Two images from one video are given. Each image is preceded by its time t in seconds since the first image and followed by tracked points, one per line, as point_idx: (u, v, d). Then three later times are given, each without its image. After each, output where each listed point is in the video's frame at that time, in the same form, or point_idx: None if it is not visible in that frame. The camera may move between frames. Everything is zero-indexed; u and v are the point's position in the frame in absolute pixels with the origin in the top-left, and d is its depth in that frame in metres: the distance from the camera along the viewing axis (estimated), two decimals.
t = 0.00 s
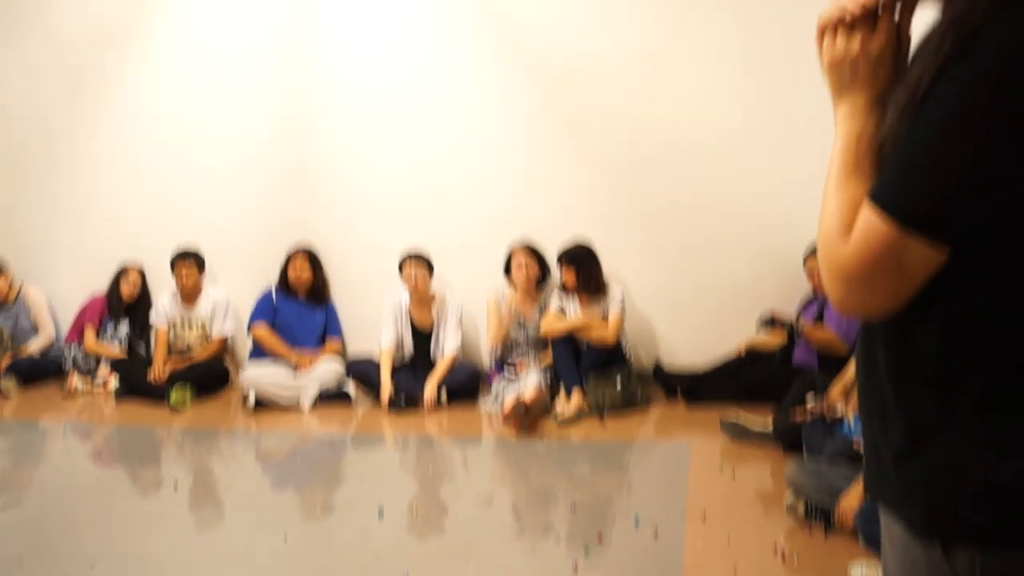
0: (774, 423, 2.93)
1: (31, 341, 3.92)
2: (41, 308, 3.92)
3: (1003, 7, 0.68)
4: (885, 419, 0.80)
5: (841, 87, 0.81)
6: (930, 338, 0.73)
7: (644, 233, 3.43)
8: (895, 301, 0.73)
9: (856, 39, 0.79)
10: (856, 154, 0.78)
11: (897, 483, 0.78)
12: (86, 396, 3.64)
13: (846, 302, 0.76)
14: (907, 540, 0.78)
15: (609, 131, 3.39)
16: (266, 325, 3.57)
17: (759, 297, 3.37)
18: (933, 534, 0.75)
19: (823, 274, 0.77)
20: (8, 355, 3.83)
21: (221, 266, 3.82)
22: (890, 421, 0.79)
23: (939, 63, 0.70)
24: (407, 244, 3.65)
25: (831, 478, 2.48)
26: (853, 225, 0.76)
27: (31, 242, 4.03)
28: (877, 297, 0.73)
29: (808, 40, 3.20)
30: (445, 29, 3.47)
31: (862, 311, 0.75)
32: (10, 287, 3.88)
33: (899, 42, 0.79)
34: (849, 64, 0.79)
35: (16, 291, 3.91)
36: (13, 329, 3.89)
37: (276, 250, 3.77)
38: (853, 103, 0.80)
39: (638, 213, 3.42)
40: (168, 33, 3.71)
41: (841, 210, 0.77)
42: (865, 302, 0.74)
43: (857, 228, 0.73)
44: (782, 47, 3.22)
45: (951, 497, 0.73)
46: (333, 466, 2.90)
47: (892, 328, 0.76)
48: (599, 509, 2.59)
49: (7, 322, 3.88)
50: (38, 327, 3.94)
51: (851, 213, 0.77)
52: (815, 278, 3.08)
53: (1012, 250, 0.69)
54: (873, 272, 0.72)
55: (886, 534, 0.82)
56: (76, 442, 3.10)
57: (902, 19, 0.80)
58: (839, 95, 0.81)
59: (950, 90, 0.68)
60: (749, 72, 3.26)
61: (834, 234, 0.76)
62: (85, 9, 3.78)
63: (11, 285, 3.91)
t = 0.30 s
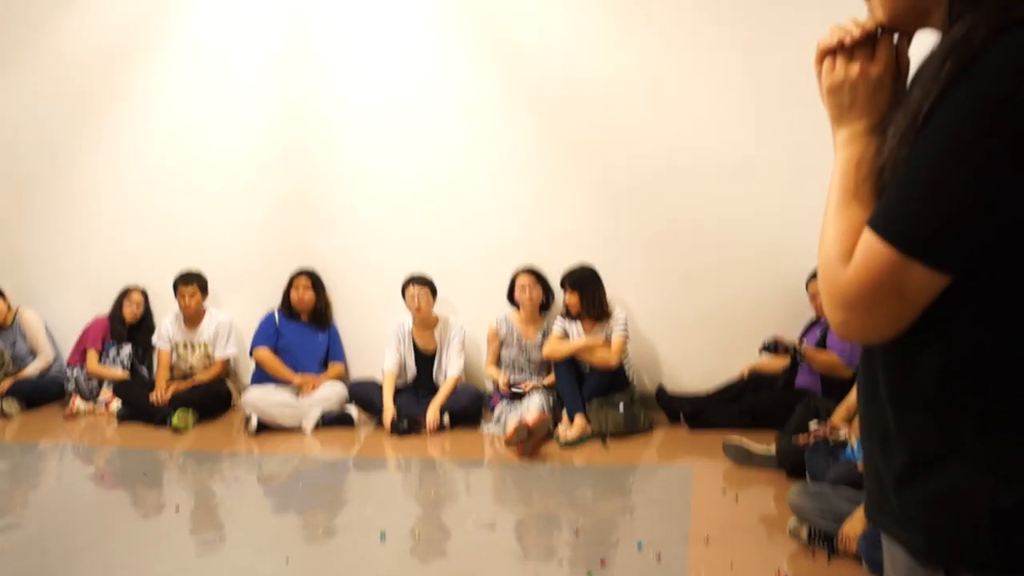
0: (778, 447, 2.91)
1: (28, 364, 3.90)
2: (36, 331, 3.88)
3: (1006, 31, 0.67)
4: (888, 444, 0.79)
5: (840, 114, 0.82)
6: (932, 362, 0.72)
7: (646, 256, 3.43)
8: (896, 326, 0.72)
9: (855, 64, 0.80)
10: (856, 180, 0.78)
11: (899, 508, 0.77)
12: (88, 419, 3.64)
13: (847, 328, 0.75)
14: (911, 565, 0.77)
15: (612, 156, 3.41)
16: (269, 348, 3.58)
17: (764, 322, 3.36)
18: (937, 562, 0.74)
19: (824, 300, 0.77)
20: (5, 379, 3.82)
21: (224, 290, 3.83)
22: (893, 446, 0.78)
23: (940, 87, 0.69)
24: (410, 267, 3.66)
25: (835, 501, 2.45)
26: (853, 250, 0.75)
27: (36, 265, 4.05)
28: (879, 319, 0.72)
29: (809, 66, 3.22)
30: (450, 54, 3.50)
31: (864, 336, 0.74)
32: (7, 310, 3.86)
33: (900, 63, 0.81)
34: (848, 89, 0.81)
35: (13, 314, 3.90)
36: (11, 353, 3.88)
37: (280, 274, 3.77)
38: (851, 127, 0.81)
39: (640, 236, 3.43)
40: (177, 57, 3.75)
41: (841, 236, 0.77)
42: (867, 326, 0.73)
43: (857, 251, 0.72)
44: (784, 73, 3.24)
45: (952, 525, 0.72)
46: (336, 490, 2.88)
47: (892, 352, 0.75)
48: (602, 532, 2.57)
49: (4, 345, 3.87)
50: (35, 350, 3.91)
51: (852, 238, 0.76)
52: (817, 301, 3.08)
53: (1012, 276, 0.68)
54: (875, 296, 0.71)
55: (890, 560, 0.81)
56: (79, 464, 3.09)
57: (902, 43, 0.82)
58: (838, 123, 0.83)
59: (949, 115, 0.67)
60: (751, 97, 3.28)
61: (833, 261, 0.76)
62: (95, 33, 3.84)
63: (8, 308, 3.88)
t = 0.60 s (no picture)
0: (783, 481, 2.91)
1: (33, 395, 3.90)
2: (43, 360, 3.91)
3: (1010, 64, 0.60)
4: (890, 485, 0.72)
5: (839, 150, 0.75)
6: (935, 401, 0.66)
7: (652, 290, 3.44)
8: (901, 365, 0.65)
9: (854, 101, 0.74)
10: (857, 220, 0.71)
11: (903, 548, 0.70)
12: (91, 449, 3.64)
13: (849, 366, 0.68)
14: None
15: (616, 189, 3.43)
16: (273, 380, 3.60)
17: (769, 356, 3.36)
18: None
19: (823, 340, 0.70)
20: (10, 408, 3.84)
21: (229, 320, 3.84)
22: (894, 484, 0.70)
23: (939, 125, 0.62)
24: (415, 300, 3.67)
25: (841, 539, 2.42)
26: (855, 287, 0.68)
27: (40, 296, 4.06)
28: (882, 357, 0.65)
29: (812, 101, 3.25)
30: (456, 89, 3.55)
31: (866, 375, 0.67)
32: (16, 340, 3.89)
33: (898, 101, 0.75)
34: (848, 126, 0.74)
35: (21, 344, 3.93)
36: (18, 382, 3.91)
37: (285, 304, 3.78)
38: (851, 165, 0.74)
39: (645, 270, 3.44)
40: (185, 92, 3.80)
41: (843, 272, 0.69)
42: (870, 365, 0.66)
43: (861, 284, 0.65)
44: (787, 107, 3.27)
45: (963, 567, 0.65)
46: (340, 522, 2.86)
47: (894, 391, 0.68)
48: (608, 565, 2.54)
49: (12, 375, 3.90)
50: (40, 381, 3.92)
51: (854, 273, 0.69)
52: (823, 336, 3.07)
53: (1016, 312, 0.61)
54: (879, 332, 0.64)
55: None
56: (82, 495, 3.08)
57: (898, 79, 0.75)
58: (836, 159, 0.76)
59: (952, 154, 0.61)
60: (755, 131, 3.30)
61: (835, 296, 0.69)
62: (104, 67, 3.88)
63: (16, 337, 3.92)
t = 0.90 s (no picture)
0: (788, 502, 2.89)
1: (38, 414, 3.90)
2: (47, 379, 3.92)
3: (1012, 89, 0.58)
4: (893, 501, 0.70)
5: (841, 171, 0.73)
6: (936, 419, 0.63)
7: (655, 310, 3.44)
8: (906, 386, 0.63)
9: (857, 122, 0.72)
10: (860, 240, 0.69)
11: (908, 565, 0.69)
12: (95, 468, 3.64)
13: (851, 386, 0.65)
14: None
15: (618, 209, 3.45)
16: (276, 399, 3.58)
17: (773, 376, 3.36)
18: None
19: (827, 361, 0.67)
20: (14, 427, 3.83)
21: (233, 339, 3.84)
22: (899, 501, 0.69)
23: (941, 150, 0.60)
24: (418, 319, 3.67)
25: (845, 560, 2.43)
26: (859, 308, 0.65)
27: (43, 315, 4.07)
28: (886, 378, 0.63)
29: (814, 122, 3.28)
30: (457, 109, 3.57)
31: (869, 395, 0.65)
32: (21, 359, 3.89)
33: (901, 124, 0.73)
34: (851, 147, 0.72)
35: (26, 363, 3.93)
36: (23, 402, 3.90)
37: (289, 323, 3.78)
38: (853, 186, 0.72)
39: (648, 290, 3.44)
40: (188, 112, 3.84)
41: (846, 293, 0.66)
42: (874, 387, 0.64)
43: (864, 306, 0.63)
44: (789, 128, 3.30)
45: None
46: (343, 542, 2.83)
47: (897, 411, 0.66)
48: None
49: (18, 395, 3.89)
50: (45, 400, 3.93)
51: (858, 293, 0.66)
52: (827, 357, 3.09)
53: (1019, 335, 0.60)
54: (882, 353, 0.62)
55: None
56: (84, 514, 3.07)
57: (900, 101, 0.73)
58: (838, 180, 0.73)
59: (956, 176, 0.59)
60: (758, 152, 3.33)
61: (838, 316, 0.66)
62: (108, 88, 3.92)
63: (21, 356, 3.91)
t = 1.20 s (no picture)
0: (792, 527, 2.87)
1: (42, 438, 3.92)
2: (51, 403, 3.92)
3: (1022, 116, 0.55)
4: (892, 554, 0.63)
5: (846, 198, 0.68)
6: (941, 462, 0.58)
7: (659, 335, 3.45)
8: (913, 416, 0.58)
9: (862, 147, 0.67)
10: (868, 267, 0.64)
11: None
12: (98, 493, 3.65)
13: (858, 416, 0.61)
14: None
15: (622, 235, 3.47)
16: (280, 424, 3.61)
17: (777, 400, 3.35)
18: None
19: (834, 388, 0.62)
20: (17, 452, 3.83)
21: (236, 363, 3.84)
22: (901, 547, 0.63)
23: (952, 174, 0.57)
24: (422, 345, 3.67)
25: None
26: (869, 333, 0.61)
27: (47, 340, 4.07)
28: (894, 408, 0.58)
29: (817, 146, 3.30)
30: (463, 140, 3.61)
31: (876, 425, 0.60)
32: (25, 383, 3.93)
33: (906, 151, 0.67)
34: (856, 172, 0.67)
35: (30, 387, 3.96)
36: (27, 426, 3.92)
37: (292, 347, 3.79)
38: (859, 212, 0.67)
39: (652, 315, 3.46)
40: (195, 139, 3.88)
41: (855, 318, 0.62)
42: (883, 417, 0.59)
43: (873, 330, 0.59)
44: (791, 153, 3.33)
45: None
46: (347, 565, 2.81)
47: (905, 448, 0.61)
48: None
49: (22, 419, 3.92)
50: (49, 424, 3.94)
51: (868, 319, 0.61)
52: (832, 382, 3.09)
53: None
54: (890, 379, 0.58)
55: None
56: (87, 539, 3.06)
57: (906, 126, 0.67)
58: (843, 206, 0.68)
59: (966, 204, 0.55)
60: (762, 177, 3.35)
61: (846, 342, 0.61)
62: (117, 116, 3.97)
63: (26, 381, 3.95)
